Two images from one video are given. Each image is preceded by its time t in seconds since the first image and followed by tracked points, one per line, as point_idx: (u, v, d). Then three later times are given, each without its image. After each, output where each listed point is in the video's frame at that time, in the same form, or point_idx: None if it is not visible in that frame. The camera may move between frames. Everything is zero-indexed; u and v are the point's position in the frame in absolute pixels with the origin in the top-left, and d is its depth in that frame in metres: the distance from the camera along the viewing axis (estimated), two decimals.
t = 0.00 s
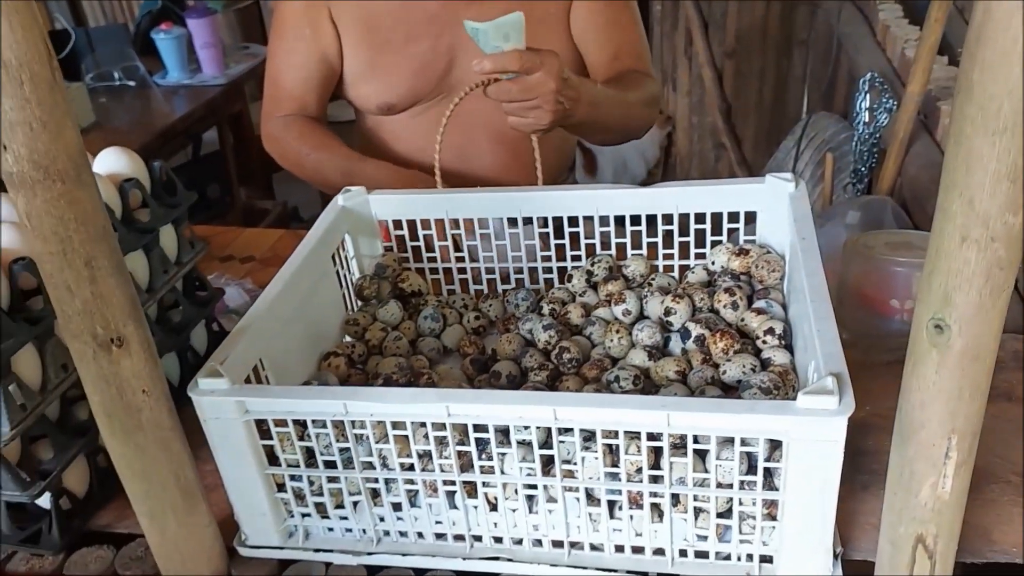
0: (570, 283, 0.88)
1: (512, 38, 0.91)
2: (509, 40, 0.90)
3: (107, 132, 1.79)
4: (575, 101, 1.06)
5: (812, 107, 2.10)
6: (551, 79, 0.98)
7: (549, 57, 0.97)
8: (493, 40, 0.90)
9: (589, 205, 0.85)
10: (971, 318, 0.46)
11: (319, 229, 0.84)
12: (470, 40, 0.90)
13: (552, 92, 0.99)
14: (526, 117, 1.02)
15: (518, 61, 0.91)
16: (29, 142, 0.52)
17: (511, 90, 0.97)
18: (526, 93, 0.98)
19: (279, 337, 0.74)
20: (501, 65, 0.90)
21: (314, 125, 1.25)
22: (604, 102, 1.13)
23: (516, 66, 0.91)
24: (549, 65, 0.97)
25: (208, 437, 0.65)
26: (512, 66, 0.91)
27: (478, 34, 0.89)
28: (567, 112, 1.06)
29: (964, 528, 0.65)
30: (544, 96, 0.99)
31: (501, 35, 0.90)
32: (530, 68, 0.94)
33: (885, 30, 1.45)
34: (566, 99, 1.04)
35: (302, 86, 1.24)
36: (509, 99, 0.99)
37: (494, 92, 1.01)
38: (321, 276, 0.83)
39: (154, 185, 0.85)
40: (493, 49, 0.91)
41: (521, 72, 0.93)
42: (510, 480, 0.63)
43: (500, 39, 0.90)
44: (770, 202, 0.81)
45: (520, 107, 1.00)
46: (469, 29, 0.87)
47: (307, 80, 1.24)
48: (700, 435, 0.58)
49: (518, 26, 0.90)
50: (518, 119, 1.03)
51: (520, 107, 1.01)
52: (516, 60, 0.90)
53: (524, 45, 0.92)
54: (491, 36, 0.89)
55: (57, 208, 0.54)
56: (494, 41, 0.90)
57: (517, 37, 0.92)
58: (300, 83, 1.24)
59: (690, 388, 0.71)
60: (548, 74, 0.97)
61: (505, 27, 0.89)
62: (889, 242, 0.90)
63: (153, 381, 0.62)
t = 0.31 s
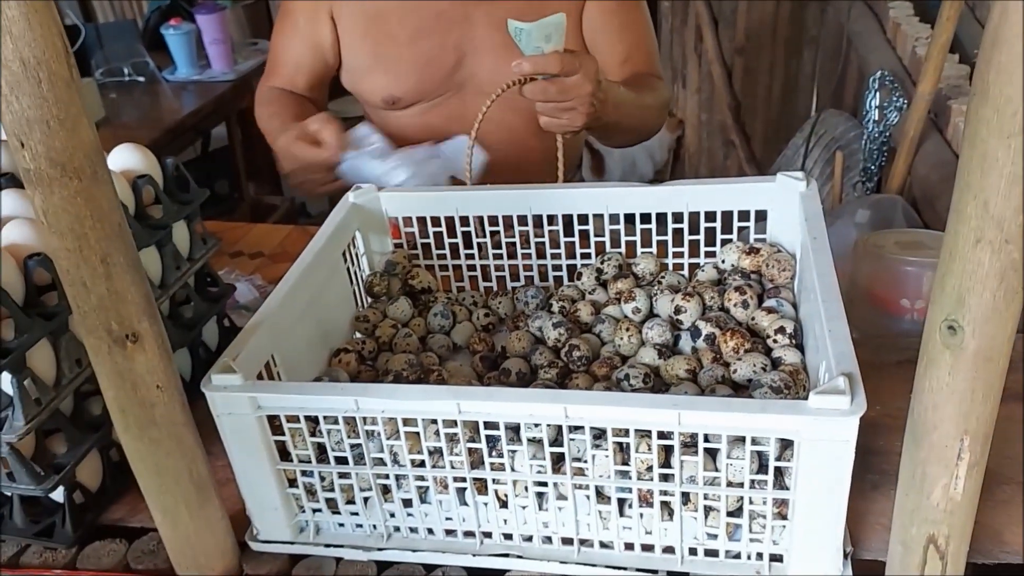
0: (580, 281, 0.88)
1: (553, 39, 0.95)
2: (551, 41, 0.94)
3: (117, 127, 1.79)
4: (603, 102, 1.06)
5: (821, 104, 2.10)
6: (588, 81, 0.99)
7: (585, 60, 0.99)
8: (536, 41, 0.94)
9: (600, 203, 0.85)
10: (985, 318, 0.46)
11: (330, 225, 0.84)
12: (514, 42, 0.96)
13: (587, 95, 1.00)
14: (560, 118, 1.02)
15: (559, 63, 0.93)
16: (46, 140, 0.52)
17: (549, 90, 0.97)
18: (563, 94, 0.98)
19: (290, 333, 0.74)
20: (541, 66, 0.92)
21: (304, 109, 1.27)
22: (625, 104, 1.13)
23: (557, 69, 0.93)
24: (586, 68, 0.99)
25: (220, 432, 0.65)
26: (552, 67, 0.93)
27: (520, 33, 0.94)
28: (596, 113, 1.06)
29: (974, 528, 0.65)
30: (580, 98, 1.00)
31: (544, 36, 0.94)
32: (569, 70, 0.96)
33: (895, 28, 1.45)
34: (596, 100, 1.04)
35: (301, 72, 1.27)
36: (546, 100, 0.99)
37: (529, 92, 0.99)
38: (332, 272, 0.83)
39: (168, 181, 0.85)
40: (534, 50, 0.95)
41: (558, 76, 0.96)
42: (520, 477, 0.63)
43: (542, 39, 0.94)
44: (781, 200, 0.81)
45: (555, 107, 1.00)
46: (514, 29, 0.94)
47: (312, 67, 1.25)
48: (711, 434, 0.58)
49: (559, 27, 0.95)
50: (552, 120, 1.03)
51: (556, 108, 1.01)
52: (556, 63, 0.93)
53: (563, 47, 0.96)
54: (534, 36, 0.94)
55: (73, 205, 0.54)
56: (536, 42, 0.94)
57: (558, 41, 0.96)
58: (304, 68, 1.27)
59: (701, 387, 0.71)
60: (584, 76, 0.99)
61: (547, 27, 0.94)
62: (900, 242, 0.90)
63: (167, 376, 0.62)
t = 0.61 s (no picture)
0: (585, 280, 0.87)
1: (566, 36, 1.05)
2: (564, 38, 1.04)
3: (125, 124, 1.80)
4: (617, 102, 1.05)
5: (830, 101, 2.09)
6: (602, 77, 0.98)
7: (602, 57, 0.98)
8: (549, 36, 1.04)
9: (605, 203, 0.85)
10: (991, 325, 0.45)
11: (336, 225, 0.84)
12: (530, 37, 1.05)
13: (602, 91, 0.98)
14: (574, 115, 1.01)
15: (573, 59, 0.94)
16: (49, 142, 0.52)
17: (564, 85, 0.95)
18: (577, 90, 0.97)
19: (294, 333, 0.74)
20: (555, 62, 0.93)
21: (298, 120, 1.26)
22: (637, 103, 1.11)
23: (571, 65, 0.94)
24: (602, 65, 0.98)
25: (223, 433, 0.65)
26: (567, 64, 0.94)
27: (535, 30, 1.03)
28: (610, 112, 1.05)
29: (979, 532, 0.64)
30: (594, 94, 0.98)
31: (557, 32, 1.04)
32: (585, 65, 0.96)
33: (904, 26, 1.44)
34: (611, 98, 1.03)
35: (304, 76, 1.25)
36: (560, 96, 0.97)
37: (543, 88, 0.98)
38: (336, 272, 0.83)
39: (173, 180, 0.85)
40: (548, 46, 1.04)
41: (572, 72, 0.95)
42: (523, 479, 0.63)
43: (555, 35, 1.04)
44: (788, 201, 0.80)
45: (569, 104, 0.99)
46: (528, 24, 1.03)
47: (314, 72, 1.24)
48: (715, 437, 0.58)
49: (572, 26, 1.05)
50: (565, 117, 1.02)
51: (570, 104, 0.99)
52: (571, 60, 0.94)
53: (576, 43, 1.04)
54: (548, 32, 1.04)
55: (76, 207, 0.54)
56: (550, 37, 1.04)
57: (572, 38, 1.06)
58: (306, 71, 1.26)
59: (705, 389, 0.71)
60: (599, 73, 0.97)
61: (560, 25, 1.04)
62: (908, 242, 0.89)
63: (169, 377, 0.62)
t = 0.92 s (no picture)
0: (592, 281, 0.87)
1: (588, 35, 1.07)
2: (586, 36, 1.06)
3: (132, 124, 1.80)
4: (633, 107, 1.04)
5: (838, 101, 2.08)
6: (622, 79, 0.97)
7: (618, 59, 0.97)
8: (572, 34, 1.06)
9: (611, 204, 0.85)
10: (1002, 327, 0.45)
11: (342, 225, 0.84)
12: (553, 34, 1.07)
13: (621, 92, 0.98)
14: (589, 115, 1.00)
15: (593, 59, 0.93)
16: (55, 143, 0.52)
17: (582, 85, 0.95)
18: (595, 90, 0.96)
19: (301, 334, 0.74)
20: (576, 62, 0.92)
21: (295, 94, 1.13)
22: (653, 109, 1.10)
23: (591, 65, 0.93)
24: (621, 67, 0.98)
25: (229, 435, 0.65)
26: (587, 63, 0.93)
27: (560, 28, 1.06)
28: (626, 116, 1.04)
29: (990, 536, 0.64)
30: (613, 95, 0.98)
31: (581, 30, 1.06)
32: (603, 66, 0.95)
33: (913, 25, 1.43)
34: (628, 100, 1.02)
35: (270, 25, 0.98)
36: (577, 94, 0.97)
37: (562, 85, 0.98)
38: (342, 272, 0.83)
39: (179, 180, 0.85)
40: (570, 43, 1.06)
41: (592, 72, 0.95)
42: (530, 481, 0.63)
43: (578, 33, 1.06)
44: (796, 201, 0.80)
45: (587, 103, 0.98)
46: (552, 19, 1.06)
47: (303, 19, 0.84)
48: (723, 439, 0.58)
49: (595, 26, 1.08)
50: (580, 116, 1.00)
51: (588, 104, 0.99)
52: (591, 60, 0.93)
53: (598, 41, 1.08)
54: (571, 29, 1.06)
55: (82, 207, 0.54)
56: (573, 34, 1.06)
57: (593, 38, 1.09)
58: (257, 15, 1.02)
59: (713, 391, 0.70)
60: (620, 75, 0.97)
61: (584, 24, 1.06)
62: (917, 243, 0.89)
63: (175, 379, 0.62)
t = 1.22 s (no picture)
0: (597, 281, 0.87)
1: (599, 31, 1.10)
2: (598, 32, 1.09)
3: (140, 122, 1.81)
4: (642, 106, 1.04)
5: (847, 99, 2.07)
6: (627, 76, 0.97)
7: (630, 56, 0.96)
8: (584, 29, 1.09)
9: (616, 204, 0.84)
10: (1005, 332, 0.44)
11: (346, 225, 0.84)
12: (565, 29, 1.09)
13: (631, 88, 0.98)
14: (600, 109, 1.01)
15: (604, 54, 0.93)
16: (59, 144, 0.52)
17: (594, 81, 0.96)
18: (606, 84, 0.96)
19: (304, 334, 0.74)
20: (588, 58, 0.92)
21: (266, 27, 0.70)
22: (660, 109, 1.09)
23: (602, 61, 0.93)
24: (632, 63, 0.96)
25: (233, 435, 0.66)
26: (598, 58, 0.93)
27: (572, 23, 1.09)
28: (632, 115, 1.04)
29: (994, 539, 0.63)
30: (622, 89, 0.98)
31: (592, 26, 1.09)
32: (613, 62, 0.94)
33: (921, 23, 1.42)
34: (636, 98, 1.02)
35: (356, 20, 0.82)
36: (587, 88, 0.97)
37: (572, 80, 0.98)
38: (346, 273, 0.83)
39: (184, 181, 0.86)
40: (582, 39, 1.09)
41: (603, 67, 0.95)
42: (533, 483, 0.63)
43: (590, 28, 1.09)
44: (801, 202, 0.80)
45: (597, 97, 0.99)
46: (565, 15, 1.08)
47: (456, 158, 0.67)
48: (725, 442, 0.58)
49: (605, 22, 1.10)
50: (590, 110, 1.02)
51: (597, 98, 0.99)
52: (601, 54, 0.93)
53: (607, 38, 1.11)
54: (584, 24, 1.08)
55: (86, 209, 0.54)
56: (585, 29, 1.09)
57: (604, 34, 1.11)
58: None
59: (717, 392, 0.70)
60: (629, 70, 0.96)
61: (596, 19, 1.09)
62: (922, 243, 0.88)
63: (179, 380, 0.62)
